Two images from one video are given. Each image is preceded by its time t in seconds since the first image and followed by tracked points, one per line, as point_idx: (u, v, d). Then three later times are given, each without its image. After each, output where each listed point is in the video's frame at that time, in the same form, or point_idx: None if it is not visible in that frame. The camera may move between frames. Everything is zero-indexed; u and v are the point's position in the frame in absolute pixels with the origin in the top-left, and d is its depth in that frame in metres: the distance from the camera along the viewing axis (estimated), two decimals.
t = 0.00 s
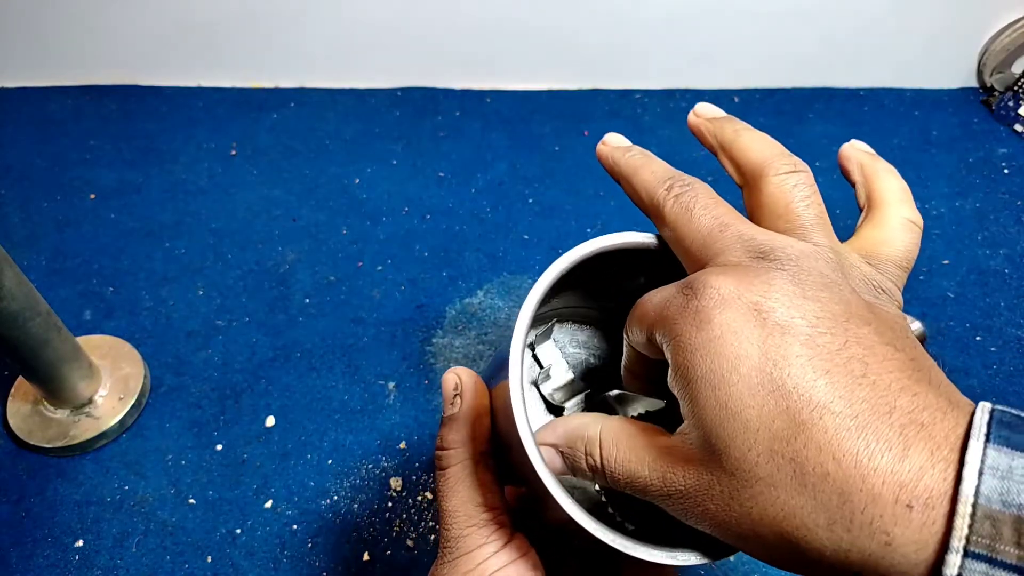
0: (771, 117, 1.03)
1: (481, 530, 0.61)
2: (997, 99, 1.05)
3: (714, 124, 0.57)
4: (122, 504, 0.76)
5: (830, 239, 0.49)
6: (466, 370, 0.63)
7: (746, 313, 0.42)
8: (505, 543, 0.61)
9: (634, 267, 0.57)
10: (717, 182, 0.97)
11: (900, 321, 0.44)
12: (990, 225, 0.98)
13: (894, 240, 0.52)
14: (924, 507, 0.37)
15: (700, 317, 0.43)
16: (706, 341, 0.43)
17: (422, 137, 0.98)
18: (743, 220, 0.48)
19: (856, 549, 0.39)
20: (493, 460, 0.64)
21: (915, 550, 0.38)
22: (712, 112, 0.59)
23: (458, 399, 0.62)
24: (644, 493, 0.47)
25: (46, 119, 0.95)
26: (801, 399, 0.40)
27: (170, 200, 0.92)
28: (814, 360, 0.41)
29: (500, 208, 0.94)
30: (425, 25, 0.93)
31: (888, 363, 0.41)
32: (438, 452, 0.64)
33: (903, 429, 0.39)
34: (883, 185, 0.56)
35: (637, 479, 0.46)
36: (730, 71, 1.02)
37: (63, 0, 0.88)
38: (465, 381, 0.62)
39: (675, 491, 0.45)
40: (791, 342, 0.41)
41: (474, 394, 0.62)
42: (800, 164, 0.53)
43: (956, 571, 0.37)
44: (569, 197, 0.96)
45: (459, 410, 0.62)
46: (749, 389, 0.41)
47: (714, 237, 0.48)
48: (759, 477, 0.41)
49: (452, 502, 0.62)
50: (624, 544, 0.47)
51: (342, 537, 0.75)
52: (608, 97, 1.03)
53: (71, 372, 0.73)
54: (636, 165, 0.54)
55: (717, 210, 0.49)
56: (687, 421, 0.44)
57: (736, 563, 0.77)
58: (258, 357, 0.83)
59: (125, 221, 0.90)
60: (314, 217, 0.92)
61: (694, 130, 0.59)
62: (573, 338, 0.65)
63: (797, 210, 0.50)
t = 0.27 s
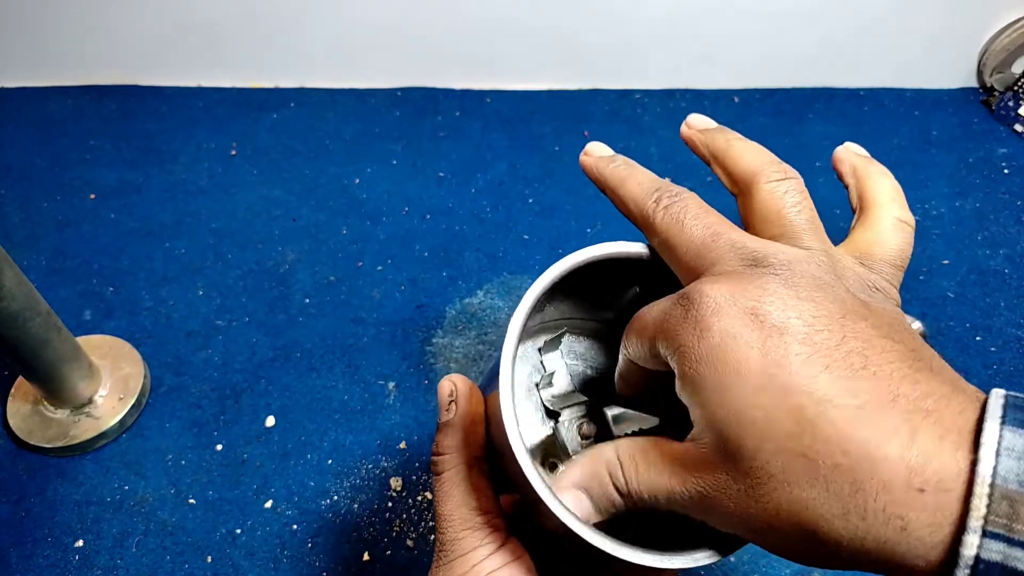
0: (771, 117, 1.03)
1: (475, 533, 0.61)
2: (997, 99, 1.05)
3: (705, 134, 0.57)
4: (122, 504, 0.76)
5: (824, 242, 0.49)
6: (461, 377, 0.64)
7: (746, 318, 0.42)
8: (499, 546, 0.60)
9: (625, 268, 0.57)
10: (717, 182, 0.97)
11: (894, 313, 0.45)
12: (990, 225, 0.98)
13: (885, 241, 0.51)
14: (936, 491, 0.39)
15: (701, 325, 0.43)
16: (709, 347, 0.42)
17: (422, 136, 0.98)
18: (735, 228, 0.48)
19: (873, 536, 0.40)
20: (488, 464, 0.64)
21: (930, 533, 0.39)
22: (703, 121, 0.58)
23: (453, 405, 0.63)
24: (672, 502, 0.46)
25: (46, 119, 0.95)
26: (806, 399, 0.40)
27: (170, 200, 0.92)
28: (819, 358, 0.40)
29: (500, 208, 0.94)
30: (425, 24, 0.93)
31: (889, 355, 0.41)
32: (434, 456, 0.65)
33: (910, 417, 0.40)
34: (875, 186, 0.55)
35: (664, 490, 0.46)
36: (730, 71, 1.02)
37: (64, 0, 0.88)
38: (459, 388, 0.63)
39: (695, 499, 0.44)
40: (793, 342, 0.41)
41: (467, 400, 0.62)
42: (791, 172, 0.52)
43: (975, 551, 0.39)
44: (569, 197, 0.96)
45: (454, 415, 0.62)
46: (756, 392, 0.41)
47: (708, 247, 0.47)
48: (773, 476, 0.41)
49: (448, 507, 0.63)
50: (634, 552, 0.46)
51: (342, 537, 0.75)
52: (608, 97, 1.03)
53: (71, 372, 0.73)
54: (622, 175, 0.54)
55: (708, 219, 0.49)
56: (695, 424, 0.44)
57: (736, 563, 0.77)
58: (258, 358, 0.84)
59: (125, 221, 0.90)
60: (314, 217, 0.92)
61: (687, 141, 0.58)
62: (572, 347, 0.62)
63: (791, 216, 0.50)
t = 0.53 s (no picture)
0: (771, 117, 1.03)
1: (475, 524, 0.61)
2: (997, 99, 1.05)
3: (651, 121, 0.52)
4: (122, 504, 0.76)
5: (803, 220, 0.46)
6: (462, 370, 0.64)
7: (748, 331, 0.40)
8: (499, 538, 0.61)
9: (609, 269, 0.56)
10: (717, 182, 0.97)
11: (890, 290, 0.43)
12: (990, 225, 0.98)
13: (857, 206, 0.49)
14: (963, 478, 0.37)
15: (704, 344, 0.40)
16: (719, 368, 0.40)
17: (422, 136, 0.98)
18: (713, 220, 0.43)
19: (904, 526, 0.39)
20: (488, 456, 0.64)
21: (960, 515, 0.38)
22: (642, 104, 0.53)
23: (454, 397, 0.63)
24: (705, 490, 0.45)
25: (47, 119, 0.95)
26: (822, 408, 0.38)
27: (170, 200, 0.92)
28: (828, 364, 0.39)
29: (500, 208, 0.94)
30: (425, 25, 0.93)
31: (895, 343, 0.39)
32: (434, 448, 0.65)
33: (929, 405, 0.38)
34: (828, 146, 0.52)
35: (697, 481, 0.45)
36: (730, 71, 1.02)
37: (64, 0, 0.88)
38: (460, 381, 0.62)
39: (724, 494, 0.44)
40: (802, 350, 0.39)
41: (469, 393, 0.63)
42: (757, 148, 0.49)
43: (999, 520, 0.36)
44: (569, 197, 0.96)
45: (456, 408, 0.62)
46: (770, 407, 0.39)
47: (687, 251, 0.43)
48: (799, 483, 0.40)
49: (448, 498, 0.63)
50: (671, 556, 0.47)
51: (342, 537, 0.75)
52: (608, 97, 1.03)
53: (71, 372, 0.73)
54: (568, 176, 0.47)
55: (683, 214, 0.44)
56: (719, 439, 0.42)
57: (736, 562, 0.77)
58: (258, 358, 0.84)
59: (125, 221, 0.90)
60: (314, 217, 0.92)
61: (627, 129, 0.54)
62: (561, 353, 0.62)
63: (767, 198, 0.47)
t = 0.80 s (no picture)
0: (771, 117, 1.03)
1: (485, 521, 0.61)
2: (997, 99, 1.05)
3: (636, 120, 0.57)
4: (122, 504, 0.76)
5: (775, 209, 0.48)
6: (477, 366, 0.63)
7: (712, 300, 0.40)
8: (509, 535, 0.61)
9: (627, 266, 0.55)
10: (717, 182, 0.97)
11: (860, 275, 0.42)
12: (990, 224, 0.98)
13: (832, 200, 0.51)
14: (918, 447, 0.35)
15: (669, 313, 0.41)
16: (684, 337, 0.41)
17: (422, 136, 0.98)
18: (688, 208, 0.47)
19: (862, 499, 0.37)
20: (500, 452, 0.64)
21: (917, 490, 0.36)
22: (631, 108, 0.58)
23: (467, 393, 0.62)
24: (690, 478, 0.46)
25: (46, 119, 0.95)
26: (779, 375, 0.38)
27: (170, 200, 0.92)
28: (786, 333, 0.39)
29: (500, 208, 0.94)
30: (425, 25, 0.93)
31: (857, 317, 0.39)
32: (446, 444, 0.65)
33: (885, 376, 0.37)
34: (808, 147, 0.55)
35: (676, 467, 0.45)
36: (730, 71, 1.02)
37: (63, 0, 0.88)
38: (473, 377, 0.62)
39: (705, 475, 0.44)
40: (762, 321, 0.39)
41: (482, 389, 0.62)
42: (732, 144, 0.52)
43: (955, 494, 0.34)
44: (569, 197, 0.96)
45: (468, 404, 0.62)
46: (729, 374, 0.39)
47: (663, 233, 0.47)
48: (758, 453, 0.39)
49: (458, 494, 0.63)
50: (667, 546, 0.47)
51: (342, 537, 0.75)
52: (608, 97, 1.03)
53: (71, 372, 0.73)
54: (555, 173, 0.53)
55: (659, 204, 0.48)
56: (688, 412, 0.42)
57: (736, 562, 0.77)
58: (258, 358, 0.83)
59: (125, 221, 0.90)
60: (314, 218, 0.92)
61: (618, 130, 0.58)
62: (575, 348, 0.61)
63: (738, 187, 0.50)
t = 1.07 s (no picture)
0: (771, 117, 1.03)
1: (480, 528, 0.61)
2: (997, 99, 1.05)
3: (675, 130, 0.57)
4: (122, 505, 0.76)
5: (807, 220, 0.48)
6: (473, 376, 0.66)
7: (751, 296, 0.41)
8: (503, 543, 0.60)
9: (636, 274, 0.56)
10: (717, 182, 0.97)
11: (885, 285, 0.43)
12: (990, 224, 0.98)
13: (863, 215, 0.51)
14: (955, 443, 0.36)
15: (708, 306, 0.41)
16: (722, 331, 0.40)
17: (422, 136, 0.98)
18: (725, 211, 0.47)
19: (897, 496, 0.37)
20: (496, 462, 0.64)
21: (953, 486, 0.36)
22: (670, 119, 0.59)
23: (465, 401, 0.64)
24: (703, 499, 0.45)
25: (46, 119, 0.95)
26: (819, 369, 0.38)
27: (170, 200, 0.92)
28: (825, 329, 0.39)
29: (500, 208, 0.94)
30: (425, 24, 0.93)
31: (892, 319, 0.39)
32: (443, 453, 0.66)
33: (922, 374, 0.37)
34: (841, 164, 0.55)
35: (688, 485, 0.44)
36: (730, 71, 1.02)
37: None
38: (471, 384, 0.64)
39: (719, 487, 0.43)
40: (802, 317, 0.39)
41: (478, 397, 0.64)
42: (769, 155, 0.52)
43: (990, 492, 0.35)
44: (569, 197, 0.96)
45: (465, 411, 0.64)
46: (768, 367, 0.39)
47: (701, 232, 0.46)
48: (792, 448, 0.39)
49: (453, 501, 0.63)
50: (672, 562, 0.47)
51: (342, 537, 0.76)
52: (608, 97, 1.03)
53: (71, 372, 0.73)
54: (594, 167, 0.53)
55: (697, 205, 0.47)
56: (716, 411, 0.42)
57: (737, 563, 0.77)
58: (258, 358, 0.84)
59: (125, 221, 0.90)
60: (314, 218, 0.92)
61: (655, 139, 0.59)
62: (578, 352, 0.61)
63: (773, 196, 0.49)
